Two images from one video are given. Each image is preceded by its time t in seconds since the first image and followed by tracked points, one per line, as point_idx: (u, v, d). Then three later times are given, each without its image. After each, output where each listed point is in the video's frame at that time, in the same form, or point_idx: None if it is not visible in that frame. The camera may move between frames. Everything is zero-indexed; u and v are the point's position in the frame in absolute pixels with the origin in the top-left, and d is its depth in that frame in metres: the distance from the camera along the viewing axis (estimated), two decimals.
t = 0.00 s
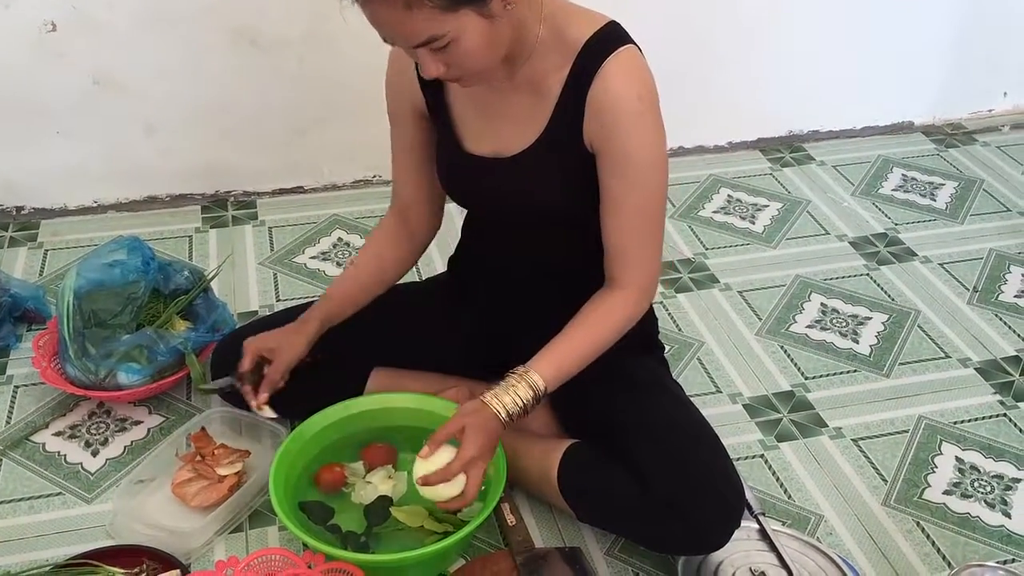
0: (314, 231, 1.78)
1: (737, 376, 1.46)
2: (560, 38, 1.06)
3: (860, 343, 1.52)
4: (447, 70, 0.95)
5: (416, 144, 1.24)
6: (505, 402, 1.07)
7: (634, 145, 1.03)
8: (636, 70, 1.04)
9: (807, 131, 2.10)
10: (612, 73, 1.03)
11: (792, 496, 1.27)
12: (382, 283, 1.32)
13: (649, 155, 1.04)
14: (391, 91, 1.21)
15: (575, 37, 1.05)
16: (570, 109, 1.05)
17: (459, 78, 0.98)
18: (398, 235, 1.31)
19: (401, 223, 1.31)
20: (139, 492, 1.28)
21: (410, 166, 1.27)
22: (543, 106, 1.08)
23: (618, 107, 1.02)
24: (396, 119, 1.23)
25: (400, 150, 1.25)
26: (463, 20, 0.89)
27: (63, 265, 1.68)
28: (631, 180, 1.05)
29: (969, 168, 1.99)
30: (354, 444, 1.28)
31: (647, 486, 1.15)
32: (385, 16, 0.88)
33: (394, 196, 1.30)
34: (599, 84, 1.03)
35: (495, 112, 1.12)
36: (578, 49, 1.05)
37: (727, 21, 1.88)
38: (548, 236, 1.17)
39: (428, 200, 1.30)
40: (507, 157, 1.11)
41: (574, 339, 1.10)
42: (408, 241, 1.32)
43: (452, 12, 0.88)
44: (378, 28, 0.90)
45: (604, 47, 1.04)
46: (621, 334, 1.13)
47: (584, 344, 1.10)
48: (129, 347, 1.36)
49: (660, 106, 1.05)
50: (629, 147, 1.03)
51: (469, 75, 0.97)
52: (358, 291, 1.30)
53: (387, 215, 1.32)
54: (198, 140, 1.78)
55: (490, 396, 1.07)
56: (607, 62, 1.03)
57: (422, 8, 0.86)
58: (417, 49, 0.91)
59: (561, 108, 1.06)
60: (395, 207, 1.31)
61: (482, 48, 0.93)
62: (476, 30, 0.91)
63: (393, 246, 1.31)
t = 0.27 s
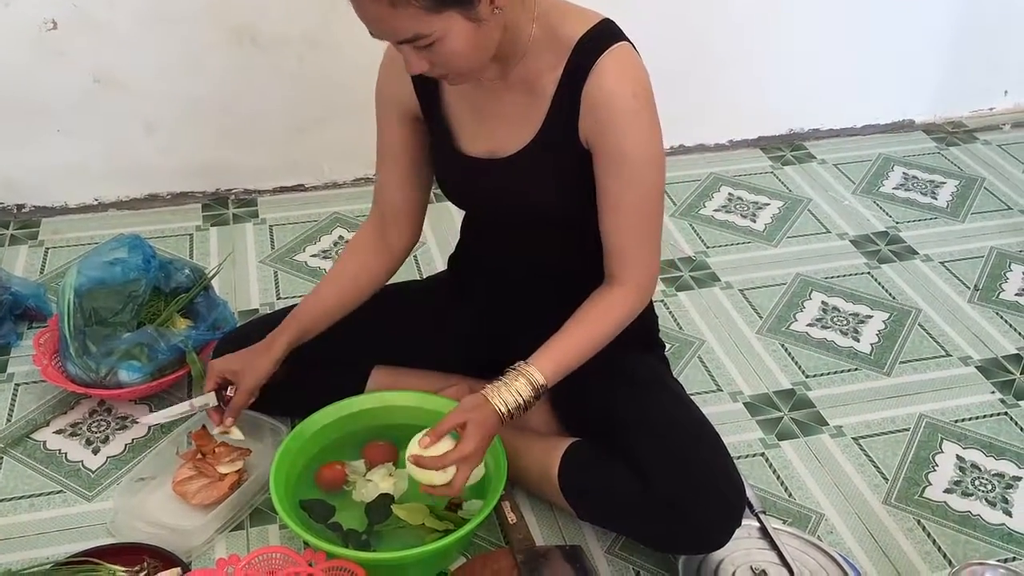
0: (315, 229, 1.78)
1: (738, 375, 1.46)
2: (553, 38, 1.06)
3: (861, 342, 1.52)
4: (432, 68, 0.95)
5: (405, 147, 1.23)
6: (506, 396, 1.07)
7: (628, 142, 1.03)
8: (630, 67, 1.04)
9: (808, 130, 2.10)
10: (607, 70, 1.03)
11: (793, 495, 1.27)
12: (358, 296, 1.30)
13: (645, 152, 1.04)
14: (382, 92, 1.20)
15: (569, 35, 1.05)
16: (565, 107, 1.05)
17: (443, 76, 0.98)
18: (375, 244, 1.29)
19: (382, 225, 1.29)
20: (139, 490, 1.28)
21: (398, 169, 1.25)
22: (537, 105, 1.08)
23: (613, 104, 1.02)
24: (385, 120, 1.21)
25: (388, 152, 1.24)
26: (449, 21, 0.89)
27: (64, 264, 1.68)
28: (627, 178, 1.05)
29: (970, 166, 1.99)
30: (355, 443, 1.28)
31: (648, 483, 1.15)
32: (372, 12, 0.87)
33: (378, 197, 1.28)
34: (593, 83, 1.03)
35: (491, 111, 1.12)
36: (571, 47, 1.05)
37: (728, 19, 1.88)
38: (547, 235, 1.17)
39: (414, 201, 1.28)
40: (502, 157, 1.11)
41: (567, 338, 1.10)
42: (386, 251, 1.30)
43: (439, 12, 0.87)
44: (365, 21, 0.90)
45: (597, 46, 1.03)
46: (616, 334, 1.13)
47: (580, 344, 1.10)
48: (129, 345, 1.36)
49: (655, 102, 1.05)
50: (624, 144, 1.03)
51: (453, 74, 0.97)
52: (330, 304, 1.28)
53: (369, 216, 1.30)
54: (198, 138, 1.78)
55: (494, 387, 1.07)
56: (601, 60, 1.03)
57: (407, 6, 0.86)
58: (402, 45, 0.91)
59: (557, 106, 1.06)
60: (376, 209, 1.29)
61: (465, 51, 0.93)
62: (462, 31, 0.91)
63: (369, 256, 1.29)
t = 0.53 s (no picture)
0: (317, 229, 1.78)
1: (740, 375, 1.46)
2: (557, 35, 1.06)
3: (863, 342, 1.52)
4: (445, 69, 0.95)
5: (410, 147, 1.24)
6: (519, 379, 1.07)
7: (631, 141, 1.03)
8: (633, 66, 1.03)
9: (811, 130, 2.10)
10: (609, 70, 1.03)
11: (795, 495, 1.27)
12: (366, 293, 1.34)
13: (649, 151, 1.04)
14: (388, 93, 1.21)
15: (572, 33, 1.05)
16: (569, 106, 1.05)
17: (455, 76, 0.97)
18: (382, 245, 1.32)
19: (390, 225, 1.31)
20: (141, 489, 1.27)
21: (408, 167, 1.26)
22: (541, 103, 1.08)
23: (617, 104, 1.02)
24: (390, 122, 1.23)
25: (394, 149, 1.25)
26: (462, 19, 0.89)
27: (67, 263, 1.68)
28: (630, 177, 1.05)
29: (973, 166, 1.99)
30: (358, 442, 1.28)
31: (649, 481, 1.15)
32: (381, 13, 0.87)
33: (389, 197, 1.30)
34: (596, 82, 1.03)
35: (494, 110, 1.12)
36: (574, 46, 1.05)
37: (731, 19, 1.88)
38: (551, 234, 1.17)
39: (421, 201, 1.30)
40: (505, 156, 1.11)
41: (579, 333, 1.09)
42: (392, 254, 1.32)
43: (449, 11, 0.87)
44: (375, 27, 0.90)
45: (600, 44, 1.03)
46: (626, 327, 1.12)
47: (584, 339, 1.10)
48: (133, 344, 1.36)
49: (658, 102, 1.05)
50: (628, 143, 1.03)
51: (466, 74, 0.97)
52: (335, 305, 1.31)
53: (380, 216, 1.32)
54: (201, 137, 1.78)
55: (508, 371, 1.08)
56: (604, 59, 1.03)
57: (419, 6, 0.86)
58: (415, 47, 0.91)
59: (561, 105, 1.06)
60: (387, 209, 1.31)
61: (479, 46, 0.93)
62: (475, 28, 0.91)
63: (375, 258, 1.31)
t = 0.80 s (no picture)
0: (321, 229, 1.78)
1: (744, 376, 1.46)
2: (564, 36, 1.06)
3: (867, 343, 1.52)
4: (451, 71, 0.95)
5: (422, 146, 1.25)
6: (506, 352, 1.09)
7: (636, 140, 1.03)
8: (639, 66, 1.03)
9: (814, 131, 2.10)
10: (615, 70, 1.03)
11: (798, 496, 1.27)
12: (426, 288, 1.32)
13: (655, 150, 1.04)
14: (400, 93, 1.22)
15: (579, 34, 1.05)
16: (575, 106, 1.05)
17: (463, 77, 0.98)
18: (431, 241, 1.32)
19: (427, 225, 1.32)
20: (144, 488, 1.28)
21: (419, 167, 1.27)
22: (547, 103, 1.08)
23: (621, 102, 1.02)
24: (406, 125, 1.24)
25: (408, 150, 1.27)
26: (467, 20, 0.89)
27: (71, 263, 1.68)
28: (635, 177, 1.05)
29: (977, 168, 1.99)
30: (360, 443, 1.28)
31: (651, 481, 1.15)
32: (388, 15, 0.87)
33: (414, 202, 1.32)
34: (602, 82, 1.03)
35: (500, 110, 1.12)
36: (580, 46, 1.05)
37: (735, 20, 1.88)
38: (554, 235, 1.17)
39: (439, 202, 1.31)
40: (510, 155, 1.11)
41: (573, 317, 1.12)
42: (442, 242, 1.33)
43: (455, 12, 0.87)
44: (381, 29, 0.90)
45: (607, 44, 1.03)
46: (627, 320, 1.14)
47: (584, 326, 1.11)
48: (136, 344, 1.36)
49: (664, 101, 1.05)
50: (632, 143, 1.03)
51: (473, 74, 0.97)
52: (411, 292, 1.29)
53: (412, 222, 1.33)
54: (205, 137, 1.78)
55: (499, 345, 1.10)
56: (610, 59, 1.03)
57: (425, 8, 0.86)
58: (422, 49, 0.91)
59: (566, 104, 1.06)
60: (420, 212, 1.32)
61: (485, 47, 0.93)
62: (481, 29, 0.91)
63: (422, 259, 1.32)
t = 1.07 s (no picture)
0: (325, 230, 1.78)
1: (748, 378, 1.46)
2: (570, 37, 1.06)
3: (871, 345, 1.52)
4: (458, 71, 0.95)
5: (428, 144, 1.25)
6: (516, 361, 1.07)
7: (643, 140, 1.03)
8: (645, 66, 1.04)
9: (819, 133, 2.09)
10: (622, 70, 1.03)
11: (802, 498, 1.27)
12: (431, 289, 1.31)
13: (661, 150, 1.04)
14: (406, 94, 1.22)
15: (585, 34, 1.05)
16: (581, 107, 1.05)
17: (470, 78, 0.98)
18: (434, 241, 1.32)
19: (431, 227, 1.32)
20: (149, 488, 1.28)
21: (425, 168, 1.27)
22: (553, 104, 1.08)
23: (629, 103, 1.02)
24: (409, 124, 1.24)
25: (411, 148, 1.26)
26: (474, 20, 0.89)
27: (76, 263, 1.68)
28: (642, 177, 1.05)
29: (982, 170, 1.99)
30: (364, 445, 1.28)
31: (655, 483, 1.15)
32: (395, 16, 0.88)
33: (417, 206, 1.32)
34: (609, 82, 1.03)
35: (505, 110, 1.12)
36: (587, 47, 1.05)
37: (740, 21, 1.88)
38: (560, 236, 1.17)
39: (444, 204, 1.32)
40: (516, 155, 1.11)
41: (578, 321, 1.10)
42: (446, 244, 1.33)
43: (462, 12, 0.88)
44: (388, 28, 0.90)
45: (614, 45, 1.03)
46: (637, 323, 1.13)
47: (585, 333, 1.10)
48: (141, 344, 1.37)
49: (670, 102, 1.05)
50: (639, 143, 1.03)
51: (480, 74, 0.97)
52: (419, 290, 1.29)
53: (412, 225, 1.32)
54: (210, 138, 1.78)
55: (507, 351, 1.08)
56: (618, 59, 1.03)
57: (432, 8, 0.86)
58: (429, 49, 0.91)
59: (572, 105, 1.06)
60: (424, 215, 1.32)
61: (492, 47, 0.93)
62: (488, 29, 0.91)
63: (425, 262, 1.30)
